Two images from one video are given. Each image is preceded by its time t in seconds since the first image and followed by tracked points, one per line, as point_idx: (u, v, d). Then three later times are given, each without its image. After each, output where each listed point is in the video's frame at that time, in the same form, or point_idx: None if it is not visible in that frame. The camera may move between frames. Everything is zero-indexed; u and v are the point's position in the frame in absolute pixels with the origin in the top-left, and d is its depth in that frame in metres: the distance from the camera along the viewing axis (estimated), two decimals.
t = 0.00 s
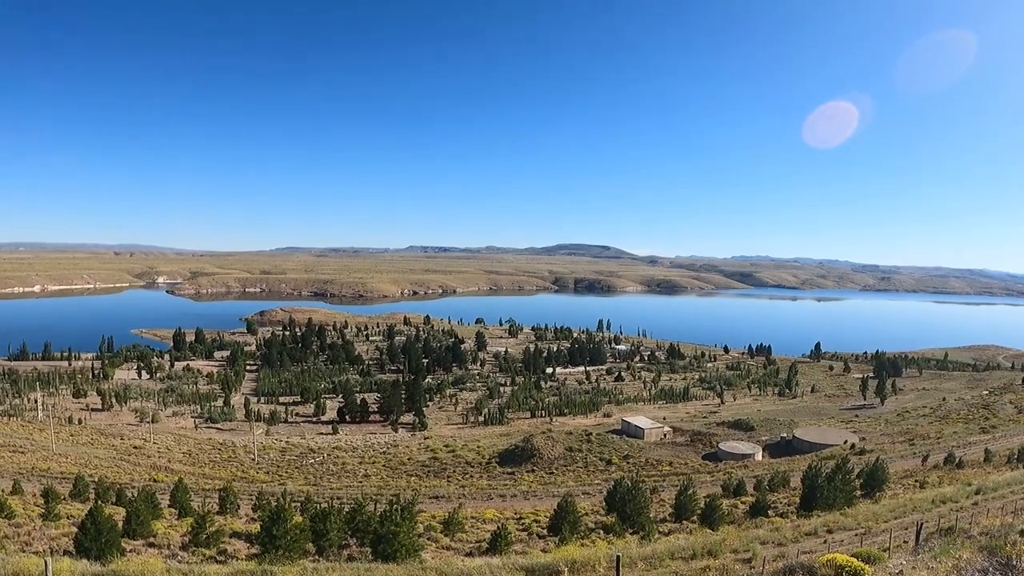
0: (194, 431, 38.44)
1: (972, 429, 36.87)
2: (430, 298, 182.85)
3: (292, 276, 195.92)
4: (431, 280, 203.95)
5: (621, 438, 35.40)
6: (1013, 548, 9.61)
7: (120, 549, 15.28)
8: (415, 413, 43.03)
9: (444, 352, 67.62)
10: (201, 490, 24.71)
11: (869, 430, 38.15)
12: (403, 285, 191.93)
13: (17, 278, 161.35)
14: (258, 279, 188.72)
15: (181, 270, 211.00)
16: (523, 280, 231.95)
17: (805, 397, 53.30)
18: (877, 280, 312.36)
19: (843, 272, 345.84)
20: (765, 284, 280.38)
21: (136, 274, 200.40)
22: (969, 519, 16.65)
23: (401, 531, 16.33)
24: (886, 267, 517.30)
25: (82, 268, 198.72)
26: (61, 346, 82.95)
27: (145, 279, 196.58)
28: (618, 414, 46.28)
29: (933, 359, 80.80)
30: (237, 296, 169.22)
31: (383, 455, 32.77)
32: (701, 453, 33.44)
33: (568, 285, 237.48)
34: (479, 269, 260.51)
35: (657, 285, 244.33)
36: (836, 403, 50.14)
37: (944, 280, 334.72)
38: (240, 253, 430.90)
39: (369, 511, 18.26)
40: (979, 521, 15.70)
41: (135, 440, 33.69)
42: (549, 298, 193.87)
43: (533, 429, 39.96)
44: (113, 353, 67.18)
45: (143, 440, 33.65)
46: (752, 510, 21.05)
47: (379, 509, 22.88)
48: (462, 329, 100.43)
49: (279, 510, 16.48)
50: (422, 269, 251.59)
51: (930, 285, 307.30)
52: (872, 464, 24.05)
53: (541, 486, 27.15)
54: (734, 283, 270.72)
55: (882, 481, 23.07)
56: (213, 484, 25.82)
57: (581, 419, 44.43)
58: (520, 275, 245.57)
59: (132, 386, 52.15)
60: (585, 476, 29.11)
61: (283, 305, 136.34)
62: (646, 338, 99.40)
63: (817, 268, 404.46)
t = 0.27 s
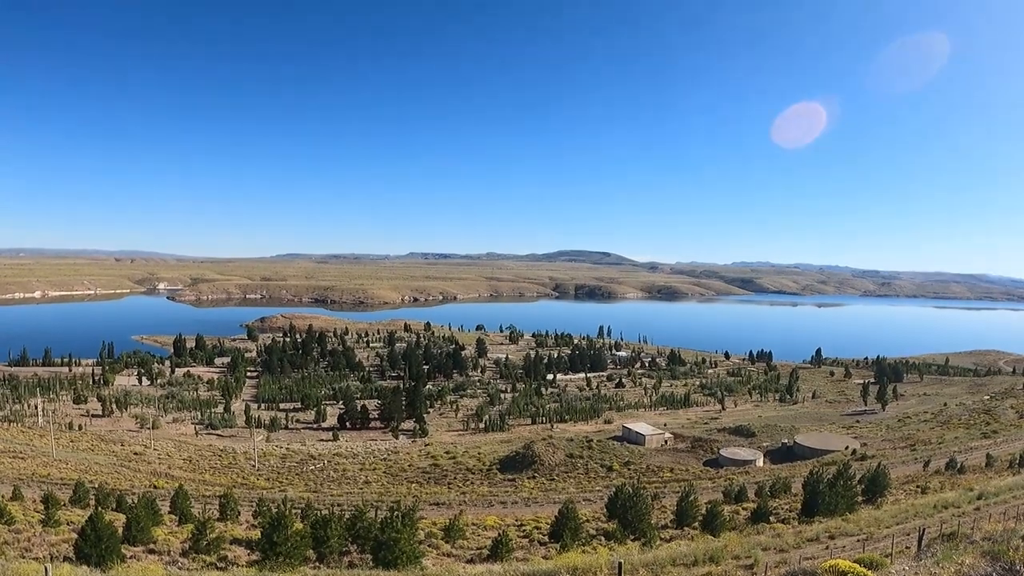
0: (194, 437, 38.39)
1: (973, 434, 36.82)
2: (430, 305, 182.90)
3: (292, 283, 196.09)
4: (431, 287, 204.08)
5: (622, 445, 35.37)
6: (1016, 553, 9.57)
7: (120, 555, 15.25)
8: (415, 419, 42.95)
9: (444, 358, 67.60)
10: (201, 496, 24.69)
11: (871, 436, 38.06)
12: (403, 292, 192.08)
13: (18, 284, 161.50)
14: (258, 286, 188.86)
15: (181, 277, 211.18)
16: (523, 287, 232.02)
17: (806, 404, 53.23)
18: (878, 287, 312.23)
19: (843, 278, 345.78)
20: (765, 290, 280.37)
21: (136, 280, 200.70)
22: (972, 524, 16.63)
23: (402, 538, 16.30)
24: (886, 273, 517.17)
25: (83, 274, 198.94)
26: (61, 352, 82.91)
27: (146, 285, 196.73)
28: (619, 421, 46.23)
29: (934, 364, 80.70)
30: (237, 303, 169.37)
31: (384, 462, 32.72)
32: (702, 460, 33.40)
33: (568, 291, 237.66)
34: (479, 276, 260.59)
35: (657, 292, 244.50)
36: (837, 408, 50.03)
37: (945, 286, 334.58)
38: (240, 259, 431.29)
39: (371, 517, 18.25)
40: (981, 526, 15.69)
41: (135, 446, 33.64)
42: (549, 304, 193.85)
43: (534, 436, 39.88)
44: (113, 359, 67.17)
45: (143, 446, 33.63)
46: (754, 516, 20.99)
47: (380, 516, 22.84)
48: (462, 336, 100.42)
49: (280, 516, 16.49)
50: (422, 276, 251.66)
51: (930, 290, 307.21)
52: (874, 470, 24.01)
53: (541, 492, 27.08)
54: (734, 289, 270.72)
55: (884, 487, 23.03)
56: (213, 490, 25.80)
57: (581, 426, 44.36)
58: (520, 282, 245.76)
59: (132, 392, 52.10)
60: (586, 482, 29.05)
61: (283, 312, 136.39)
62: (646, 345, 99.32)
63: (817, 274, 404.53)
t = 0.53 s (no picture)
0: (193, 442, 38.39)
1: (973, 438, 36.81)
2: (430, 309, 182.91)
3: (292, 287, 196.25)
4: (430, 291, 204.21)
5: (622, 449, 35.37)
6: (1018, 557, 9.54)
7: (120, 560, 15.25)
8: (415, 424, 42.93)
9: (444, 363, 67.62)
10: (201, 501, 24.68)
11: (871, 440, 38.07)
12: (403, 297, 192.14)
13: (18, 288, 161.58)
14: (258, 290, 189.01)
15: (181, 281, 211.27)
16: (523, 291, 232.10)
17: (806, 408, 53.22)
18: (877, 291, 312.31)
19: (842, 282, 345.96)
20: (765, 294, 280.40)
21: (136, 284, 200.91)
22: (972, 528, 16.63)
23: (401, 543, 16.32)
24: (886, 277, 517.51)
25: (83, 278, 199.14)
26: (61, 357, 82.93)
27: (146, 289, 196.92)
28: (618, 425, 46.22)
29: (934, 368, 80.61)
30: (237, 308, 169.45)
31: (383, 466, 32.70)
32: (702, 464, 33.39)
33: (568, 296, 237.90)
34: (478, 281, 260.74)
35: (657, 296, 244.71)
36: (837, 413, 50.01)
37: (945, 289, 334.41)
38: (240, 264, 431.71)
39: (371, 522, 18.24)
40: (981, 530, 15.70)
41: (134, 450, 33.64)
42: (549, 308, 193.93)
43: (534, 440, 39.88)
44: (113, 363, 67.19)
45: (143, 450, 33.63)
46: (754, 521, 20.97)
47: (379, 521, 22.81)
48: (461, 341, 100.39)
49: (279, 521, 16.49)
50: (421, 280, 251.71)
51: (929, 294, 307.05)
52: (873, 474, 24.00)
53: (541, 497, 27.08)
54: (734, 293, 270.79)
55: (884, 491, 23.01)
56: (213, 495, 25.79)
57: (581, 431, 44.35)
58: (519, 286, 245.90)
59: (131, 396, 52.09)
60: (586, 487, 29.05)
61: (283, 316, 136.46)
62: (646, 349, 99.30)
63: (817, 278, 404.57)
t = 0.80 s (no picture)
0: (191, 444, 38.34)
1: (970, 439, 36.82)
2: (427, 312, 182.87)
3: (290, 289, 196.21)
4: (428, 294, 204.22)
5: (619, 451, 35.36)
6: (1015, 559, 9.54)
7: (117, 562, 15.21)
8: (413, 426, 42.90)
9: (441, 365, 67.55)
10: (197, 503, 24.64)
11: (868, 442, 38.08)
12: (399, 299, 192.11)
13: (14, 290, 161.28)
14: (255, 292, 188.87)
15: (178, 283, 211.09)
16: (520, 293, 232.19)
17: (803, 410, 53.23)
18: (875, 293, 312.60)
19: (839, 284, 346.55)
20: (762, 296, 280.69)
21: (133, 286, 200.72)
22: (969, 530, 16.68)
23: (399, 545, 16.26)
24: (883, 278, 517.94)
25: (80, 280, 198.89)
26: (57, 358, 82.77)
27: (143, 290, 196.75)
28: (616, 428, 46.18)
29: (932, 370, 80.73)
30: (234, 309, 169.30)
31: (381, 469, 32.66)
32: (699, 466, 33.38)
33: (565, 298, 238.01)
34: (475, 283, 260.87)
35: (654, 298, 244.94)
36: (835, 415, 50.02)
37: (941, 291, 335.11)
38: (237, 266, 431.36)
39: (368, 524, 18.22)
40: (978, 531, 15.72)
41: (131, 452, 33.59)
42: (546, 311, 194.02)
43: (531, 443, 39.86)
44: (111, 365, 67.09)
45: (140, 452, 33.57)
46: (752, 522, 20.95)
47: (377, 523, 22.79)
48: (459, 342, 100.36)
49: (277, 523, 16.47)
50: (418, 282, 251.69)
51: (927, 297, 307.43)
52: (871, 476, 24.01)
53: (539, 499, 27.06)
54: (731, 295, 271.01)
55: (882, 493, 23.00)
56: (210, 497, 25.75)
57: (579, 433, 44.32)
58: (516, 288, 245.94)
59: (129, 398, 52.00)
60: (583, 489, 29.03)
61: (281, 318, 136.40)
62: (643, 351, 99.33)
63: (814, 280, 404.91)
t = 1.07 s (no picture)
0: (183, 446, 38.24)
1: (963, 441, 36.94)
2: (420, 313, 182.81)
3: (283, 291, 196.00)
4: (421, 296, 204.20)
5: (613, 453, 35.40)
6: (1009, 560, 9.53)
7: (110, 564, 15.18)
8: (406, 428, 42.86)
9: (434, 367, 67.49)
10: (190, 505, 24.59)
11: (861, 444, 38.18)
12: (393, 300, 192.06)
13: (6, 291, 160.57)
14: (248, 293, 188.56)
15: (171, 284, 210.54)
16: (514, 295, 232.26)
17: (796, 412, 53.39)
18: (868, 295, 313.63)
19: (832, 286, 347.71)
20: (755, 299, 281.58)
21: (126, 287, 200.20)
22: (963, 531, 16.75)
23: (393, 547, 16.15)
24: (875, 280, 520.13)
25: (72, 281, 198.21)
26: (49, 360, 82.48)
27: (135, 292, 196.26)
28: (609, 430, 46.22)
29: (924, 372, 81.01)
30: (227, 311, 168.99)
31: (374, 471, 32.62)
32: (693, 468, 33.42)
33: (558, 300, 238.28)
34: (468, 285, 261.02)
35: (648, 300, 245.45)
36: (828, 417, 50.15)
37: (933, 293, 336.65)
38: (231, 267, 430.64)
39: (362, 526, 18.21)
40: (971, 532, 15.78)
41: (124, 454, 33.50)
42: (540, 313, 194.13)
43: (524, 445, 39.86)
44: (104, 366, 66.91)
45: (133, 454, 33.48)
46: (745, 524, 20.99)
47: (370, 525, 22.77)
48: (452, 344, 100.36)
49: (270, 525, 16.43)
50: (412, 284, 251.62)
51: (919, 299, 308.89)
52: (864, 478, 24.08)
53: (532, 502, 27.06)
54: (724, 297, 271.71)
55: (875, 495, 23.05)
56: (203, 499, 25.69)
57: (572, 435, 44.33)
58: (510, 290, 246.10)
59: (121, 400, 51.84)
60: (576, 491, 29.05)
61: (274, 320, 136.23)
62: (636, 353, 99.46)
63: (807, 282, 406.41)
